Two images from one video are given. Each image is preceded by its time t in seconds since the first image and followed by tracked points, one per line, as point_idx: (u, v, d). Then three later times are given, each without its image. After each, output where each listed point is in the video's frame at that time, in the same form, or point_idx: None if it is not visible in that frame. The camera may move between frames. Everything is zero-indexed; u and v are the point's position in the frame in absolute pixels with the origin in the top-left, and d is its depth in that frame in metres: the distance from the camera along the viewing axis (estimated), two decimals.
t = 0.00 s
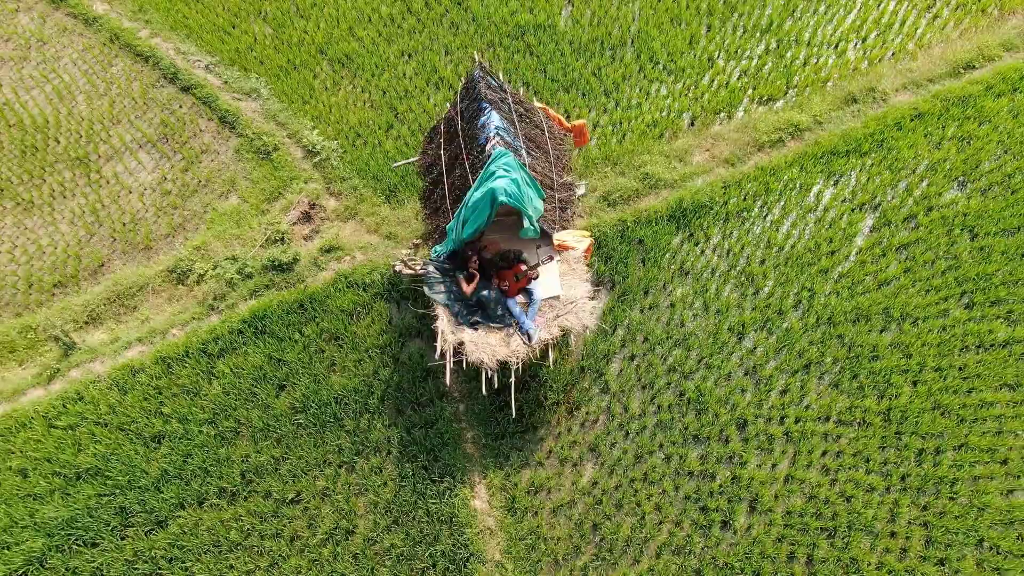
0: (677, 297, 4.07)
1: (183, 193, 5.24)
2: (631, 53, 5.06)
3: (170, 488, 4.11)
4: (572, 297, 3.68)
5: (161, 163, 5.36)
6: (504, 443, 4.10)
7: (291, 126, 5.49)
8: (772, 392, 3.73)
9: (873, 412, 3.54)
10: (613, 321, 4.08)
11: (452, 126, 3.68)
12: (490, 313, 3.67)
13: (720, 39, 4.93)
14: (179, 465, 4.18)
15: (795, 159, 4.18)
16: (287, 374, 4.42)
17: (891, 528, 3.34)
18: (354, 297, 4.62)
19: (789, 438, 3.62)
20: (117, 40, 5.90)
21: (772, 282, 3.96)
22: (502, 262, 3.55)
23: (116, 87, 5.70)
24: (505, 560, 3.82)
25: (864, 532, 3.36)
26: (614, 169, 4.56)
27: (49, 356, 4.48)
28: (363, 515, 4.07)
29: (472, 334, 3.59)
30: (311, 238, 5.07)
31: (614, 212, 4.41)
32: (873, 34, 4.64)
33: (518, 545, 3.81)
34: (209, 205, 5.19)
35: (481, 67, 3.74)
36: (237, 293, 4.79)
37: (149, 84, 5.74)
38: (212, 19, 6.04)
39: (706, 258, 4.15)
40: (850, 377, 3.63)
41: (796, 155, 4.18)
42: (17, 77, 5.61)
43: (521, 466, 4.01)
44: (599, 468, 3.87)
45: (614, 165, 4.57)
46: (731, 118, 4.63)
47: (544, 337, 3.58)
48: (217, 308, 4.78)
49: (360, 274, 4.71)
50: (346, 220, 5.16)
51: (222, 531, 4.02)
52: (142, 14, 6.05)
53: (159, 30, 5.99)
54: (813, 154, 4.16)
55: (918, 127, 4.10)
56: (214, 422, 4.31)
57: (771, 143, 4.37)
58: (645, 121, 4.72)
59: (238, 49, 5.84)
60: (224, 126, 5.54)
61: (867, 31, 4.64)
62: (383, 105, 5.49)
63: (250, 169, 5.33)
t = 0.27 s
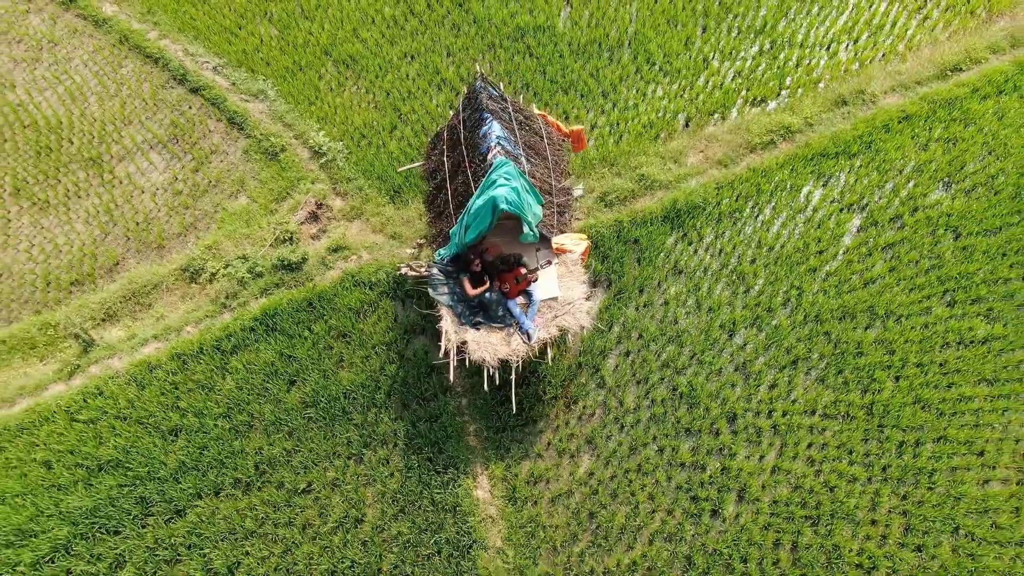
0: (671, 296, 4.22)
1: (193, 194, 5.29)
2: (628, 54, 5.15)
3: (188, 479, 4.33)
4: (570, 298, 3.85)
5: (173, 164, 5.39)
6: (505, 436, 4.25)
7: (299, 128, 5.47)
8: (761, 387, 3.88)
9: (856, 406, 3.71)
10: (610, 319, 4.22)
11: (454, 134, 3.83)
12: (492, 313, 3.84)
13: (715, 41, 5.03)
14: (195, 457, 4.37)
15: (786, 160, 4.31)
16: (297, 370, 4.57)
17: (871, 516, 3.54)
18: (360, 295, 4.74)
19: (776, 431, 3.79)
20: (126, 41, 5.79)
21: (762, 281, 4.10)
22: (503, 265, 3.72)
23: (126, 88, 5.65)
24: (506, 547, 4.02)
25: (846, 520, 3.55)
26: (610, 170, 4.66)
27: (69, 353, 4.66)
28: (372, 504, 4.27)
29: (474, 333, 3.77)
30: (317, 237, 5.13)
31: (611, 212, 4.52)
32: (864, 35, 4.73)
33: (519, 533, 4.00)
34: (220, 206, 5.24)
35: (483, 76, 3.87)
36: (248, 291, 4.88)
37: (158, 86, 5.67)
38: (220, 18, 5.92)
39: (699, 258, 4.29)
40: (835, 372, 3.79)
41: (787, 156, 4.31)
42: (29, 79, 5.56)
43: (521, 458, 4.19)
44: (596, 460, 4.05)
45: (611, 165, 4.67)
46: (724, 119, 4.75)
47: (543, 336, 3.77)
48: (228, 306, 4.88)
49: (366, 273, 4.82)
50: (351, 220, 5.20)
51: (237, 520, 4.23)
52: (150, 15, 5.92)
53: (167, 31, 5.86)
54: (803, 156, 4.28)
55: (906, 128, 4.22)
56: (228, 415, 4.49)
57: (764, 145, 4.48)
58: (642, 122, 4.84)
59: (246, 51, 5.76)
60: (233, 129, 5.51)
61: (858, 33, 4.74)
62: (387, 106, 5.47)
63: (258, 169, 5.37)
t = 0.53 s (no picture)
0: (665, 295, 4.36)
1: (203, 194, 5.33)
2: (626, 56, 5.24)
3: (204, 471, 4.51)
4: (568, 299, 4.02)
5: (183, 166, 5.40)
6: (506, 430, 4.43)
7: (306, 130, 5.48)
8: (751, 382, 4.05)
9: (842, 401, 3.88)
10: (607, 317, 4.35)
11: (457, 141, 3.97)
12: (494, 314, 4.01)
13: (710, 42, 5.12)
14: (210, 449, 4.55)
15: (778, 162, 4.43)
16: (307, 367, 4.73)
17: (854, 506, 3.73)
18: (367, 294, 4.87)
19: (764, 424, 3.97)
20: (134, 42, 5.72)
21: (754, 279, 4.24)
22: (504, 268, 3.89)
23: (137, 90, 5.63)
24: (507, 535, 4.23)
25: (830, 509, 3.75)
26: (608, 171, 4.77)
27: (87, 349, 4.77)
28: (380, 494, 4.47)
29: (477, 333, 3.96)
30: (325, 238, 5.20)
31: (608, 212, 4.63)
32: (856, 37, 4.84)
33: (519, 522, 4.20)
34: (230, 206, 5.29)
35: (484, 85, 4.00)
36: (259, 290, 4.96)
37: (167, 87, 5.65)
38: (228, 20, 5.86)
39: (693, 257, 4.42)
40: (823, 368, 3.96)
41: (779, 159, 4.43)
42: (42, 81, 5.51)
43: (522, 450, 4.37)
44: (593, 452, 4.23)
45: (608, 166, 4.78)
46: (719, 120, 4.87)
47: (542, 336, 3.95)
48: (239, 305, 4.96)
49: (371, 271, 4.94)
50: (357, 220, 5.29)
51: (251, 509, 4.43)
52: (158, 17, 5.84)
53: (174, 32, 5.78)
54: (794, 158, 4.40)
55: (895, 131, 4.35)
56: (241, 410, 4.64)
57: (757, 147, 4.60)
58: (638, 123, 4.95)
59: (253, 53, 5.73)
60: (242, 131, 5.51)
61: (851, 34, 4.84)
62: (391, 107, 5.51)
63: (267, 170, 5.40)
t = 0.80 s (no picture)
0: (661, 294, 4.51)
1: (213, 194, 5.46)
2: (624, 58, 5.33)
3: (219, 463, 4.69)
4: (566, 300, 4.19)
5: (193, 166, 5.54)
6: (507, 424, 4.60)
7: (312, 131, 5.60)
8: (741, 378, 4.24)
9: (828, 395, 4.11)
10: (603, 315, 4.51)
11: (460, 148, 4.12)
12: (496, 314, 4.17)
13: (706, 44, 5.22)
14: (225, 442, 4.73)
15: (769, 165, 4.59)
16: (316, 363, 4.90)
17: (840, 496, 3.96)
18: (373, 293, 5.04)
19: (754, 418, 4.16)
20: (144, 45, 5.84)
21: (745, 278, 4.42)
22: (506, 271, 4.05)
23: (147, 92, 5.74)
24: (508, 524, 4.42)
25: (816, 500, 3.97)
26: (605, 172, 4.89)
27: (104, 346, 4.92)
28: (387, 485, 4.66)
29: (480, 332, 4.13)
30: (331, 237, 5.34)
31: (606, 213, 4.76)
32: (847, 41, 4.97)
33: (520, 511, 4.39)
34: (239, 206, 5.42)
35: (486, 94, 4.14)
36: (269, 289, 5.12)
37: (177, 90, 5.77)
38: (235, 23, 5.97)
39: (687, 257, 4.57)
40: (811, 364, 4.18)
41: (770, 162, 4.59)
42: (54, 83, 5.62)
43: (522, 443, 4.55)
44: (590, 445, 4.40)
45: (606, 167, 4.90)
46: (713, 122, 4.99)
47: (542, 335, 4.12)
48: (250, 304, 5.12)
49: (377, 271, 5.12)
50: (362, 221, 5.42)
51: (264, 500, 4.62)
52: (167, 20, 5.95)
53: (182, 36, 5.89)
54: (785, 161, 4.58)
55: (883, 133, 4.56)
56: (254, 405, 4.83)
57: (750, 149, 4.73)
58: (635, 125, 5.05)
59: (260, 55, 5.83)
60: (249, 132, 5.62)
61: (843, 37, 4.98)
62: (395, 109, 5.61)
63: (274, 171, 5.53)
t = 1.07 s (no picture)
0: (656, 293, 4.66)
1: (222, 195, 5.55)
2: (622, 59, 5.42)
3: (232, 456, 4.89)
4: (565, 301, 4.35)
5: (203, 168, 5.60)
6: (507, 418, 4.76)
7: (319, 133, 5.63)
8: (733, 373, 4.42)
9: (815, 391, 4.31)
10: (600, 313, 4.65)
11: (463, 155, 4.27)
12: (497, 314, 4.34)
13: (702, 45, 5.30)
14: (237, 436, 4.93)
15: (761, 167, 4.72)
16: (324, 360, 5.08)
17: (826, 487, 4.19)
18: (378, 292, 5.18)
19: (745, 413, 4.37)
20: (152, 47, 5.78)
21: (737, 277, 4.57)
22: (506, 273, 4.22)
23: (156, 94, 5.74)
24: (510, 514, 4.61)
25: (803, 491, 4.21)
26: (603, 172, 4.99)
27: (120, 344, 5.09)
28: (393, 477, 4.86)
29: (482, 332, 4.30)
30: (338, 238, 5.43)
31: (605, 213, 4.86)
32: (839, 43, 5.08)
33: (520, 502, 4.58)
34: (247, 207, 5.52)
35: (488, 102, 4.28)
36: (278, 289, 5.23)
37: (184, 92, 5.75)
38: (242, 24, 5.89)
39: (682, 256, 4.71)
40: (800, 360, 4.37)
41: (762, 164, 4.71)
42: (65, 86, 5.62)
43: (522, 437, 4.72)
44: (588, 439, 4.59)
45: (605, 168, 4.97)
46: (708, 123, 5.11)
47: (541, 335, 4.29)
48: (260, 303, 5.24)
49: (382, 271, 5.24)
50: (368, 221, 5.50)
51: (276, 491, 4.83)
52: (175, 22, 5.87)
53: (189, 38, 5.83)
54: (777, 162, 4.70)
55: (873, 135, 4.70)
56: (265, 400, 5.02)
57: (744, 150, 4.85)
58: (632, 127, 5.17)
59: (267, 57, 5.80)
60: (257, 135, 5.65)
61: (835, 39, 5.08)
62: (399, 111, 5.63)
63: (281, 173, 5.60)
